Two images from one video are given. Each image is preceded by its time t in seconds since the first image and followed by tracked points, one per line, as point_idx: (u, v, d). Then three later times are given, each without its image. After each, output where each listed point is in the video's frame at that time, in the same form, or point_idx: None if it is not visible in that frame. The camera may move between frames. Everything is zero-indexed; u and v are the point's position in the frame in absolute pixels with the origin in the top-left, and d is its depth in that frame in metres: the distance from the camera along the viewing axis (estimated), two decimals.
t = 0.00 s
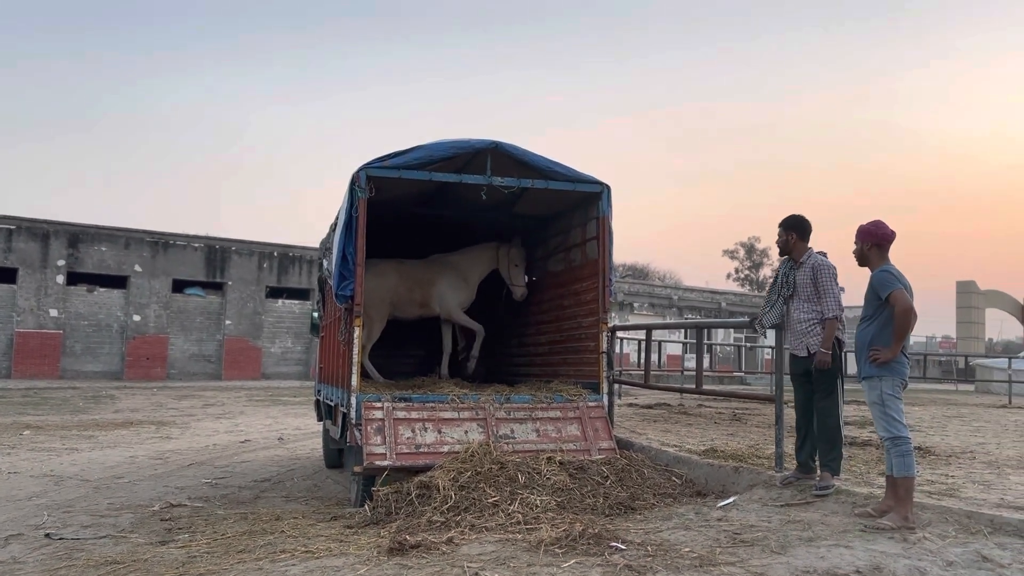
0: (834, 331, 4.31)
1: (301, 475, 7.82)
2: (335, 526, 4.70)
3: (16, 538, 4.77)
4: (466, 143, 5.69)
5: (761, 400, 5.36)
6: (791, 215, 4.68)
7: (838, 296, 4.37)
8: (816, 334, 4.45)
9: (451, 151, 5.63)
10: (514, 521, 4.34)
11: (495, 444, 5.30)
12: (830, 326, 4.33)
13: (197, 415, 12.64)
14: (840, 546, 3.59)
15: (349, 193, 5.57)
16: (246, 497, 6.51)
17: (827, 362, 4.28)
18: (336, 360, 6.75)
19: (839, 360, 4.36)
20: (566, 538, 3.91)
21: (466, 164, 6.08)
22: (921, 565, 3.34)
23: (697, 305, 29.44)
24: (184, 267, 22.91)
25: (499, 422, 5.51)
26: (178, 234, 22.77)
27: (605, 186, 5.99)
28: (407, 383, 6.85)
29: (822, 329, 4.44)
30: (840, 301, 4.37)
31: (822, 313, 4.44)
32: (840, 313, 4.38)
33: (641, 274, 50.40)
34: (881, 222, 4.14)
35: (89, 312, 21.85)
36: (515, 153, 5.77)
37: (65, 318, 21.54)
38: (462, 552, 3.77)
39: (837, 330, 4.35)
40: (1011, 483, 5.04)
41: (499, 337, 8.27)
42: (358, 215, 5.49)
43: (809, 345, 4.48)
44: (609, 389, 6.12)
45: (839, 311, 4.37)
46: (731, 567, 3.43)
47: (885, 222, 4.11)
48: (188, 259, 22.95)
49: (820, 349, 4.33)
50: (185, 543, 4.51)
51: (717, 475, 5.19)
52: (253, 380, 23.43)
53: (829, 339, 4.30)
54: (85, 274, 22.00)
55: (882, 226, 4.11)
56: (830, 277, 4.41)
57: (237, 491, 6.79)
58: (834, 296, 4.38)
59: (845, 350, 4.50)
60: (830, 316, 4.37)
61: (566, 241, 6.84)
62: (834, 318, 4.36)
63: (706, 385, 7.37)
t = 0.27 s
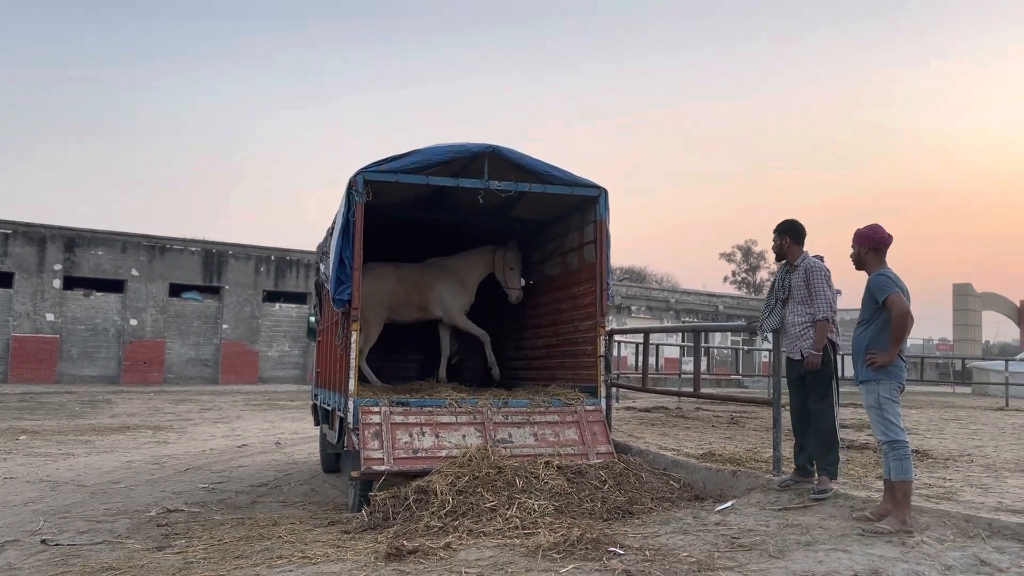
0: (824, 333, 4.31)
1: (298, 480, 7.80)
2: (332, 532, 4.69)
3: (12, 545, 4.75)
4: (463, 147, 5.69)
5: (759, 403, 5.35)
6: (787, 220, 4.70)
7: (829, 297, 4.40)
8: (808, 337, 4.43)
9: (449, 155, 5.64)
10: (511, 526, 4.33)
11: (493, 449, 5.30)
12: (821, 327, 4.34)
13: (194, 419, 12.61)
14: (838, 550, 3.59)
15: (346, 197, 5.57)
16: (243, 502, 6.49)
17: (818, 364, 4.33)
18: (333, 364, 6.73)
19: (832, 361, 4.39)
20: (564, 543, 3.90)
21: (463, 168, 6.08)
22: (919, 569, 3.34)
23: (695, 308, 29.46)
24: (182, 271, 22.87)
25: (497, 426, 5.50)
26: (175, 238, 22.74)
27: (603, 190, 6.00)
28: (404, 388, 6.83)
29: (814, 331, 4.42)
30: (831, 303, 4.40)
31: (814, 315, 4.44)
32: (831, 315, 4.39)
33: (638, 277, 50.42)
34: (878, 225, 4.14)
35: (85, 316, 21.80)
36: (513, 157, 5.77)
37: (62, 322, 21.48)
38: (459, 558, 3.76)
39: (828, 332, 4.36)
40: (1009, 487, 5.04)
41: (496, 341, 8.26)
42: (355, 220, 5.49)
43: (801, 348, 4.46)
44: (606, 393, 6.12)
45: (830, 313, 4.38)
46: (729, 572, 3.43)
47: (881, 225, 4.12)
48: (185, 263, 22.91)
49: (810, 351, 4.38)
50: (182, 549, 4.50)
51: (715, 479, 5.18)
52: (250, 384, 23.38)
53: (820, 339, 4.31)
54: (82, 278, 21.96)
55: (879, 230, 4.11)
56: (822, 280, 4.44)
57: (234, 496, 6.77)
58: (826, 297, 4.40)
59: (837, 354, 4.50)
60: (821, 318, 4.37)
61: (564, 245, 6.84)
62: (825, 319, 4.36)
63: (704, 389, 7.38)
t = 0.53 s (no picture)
0: (816, 338, 4.32)
1: (297, 484, 7.78)
2: (331, 536, 4.68)
3: (9, 550, 4.73)
4: (462, 150, 5.69)
5: (759, 407, 5.34)
6: (789, 223, 4.69)
7: (824, 302, 4.39)
8: (801, 341, 4.44)
9: (448, 158, 5.64)
10: (511, 530, 4.31)
11: (492, 452, 5.28)
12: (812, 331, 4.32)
13: (192, 423, 12.57)
14: (839, 554, 3.58)
15: (345, 200, 5.56)
16: (241, 506, 6.47)
17: (806, 368, 4.36)
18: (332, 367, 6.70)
19: (822, 364, 4.39)
20: (564, 548, 3.88)
21: (462, 171, 6.08)
22: (920, 573, 3.33)
23: (693, 311, 29.45)
24: (180, 275, 22.84)
25: (497, 429, 5.49)
26: (173, 241, 22.71)
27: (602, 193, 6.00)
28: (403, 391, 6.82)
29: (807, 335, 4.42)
30: (825, 308, 4.39)
31: (808, 320, 4.43)
32: (824, 320, 4.38)
33: (636, 280, 50.41)
34: (878, 228, 4.14)
35: (83, 320, 21.76)
36: (512, 160, 5.77)
37: (60, 326, 21.44)
38: (459, 562, 3.75)
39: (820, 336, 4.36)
40: (1009, 490, 5.03)
41: (495, 344, 8.25)
42: (354, 223, 5.48)
43: (793, 352, 4.47)
44: (606, 396, 6.10)
45: (823, 318, 4.37)
46: None
47: (881, 228, 4.11)
48: (183, 267, 22.88)
49: (800, 355, 4.40)
50: (180, 553, 4.48)
51: (715, 482, 5.17)
52: (249, 387, 23.34)
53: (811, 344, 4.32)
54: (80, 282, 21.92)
55: (879, 233, 4.10)
56: (818, 284, 4.42)
57: (232, 501, 6.75)
58: (820, 302, 4.39)
59: (831, 358, 4.49)
60: (813, 322, 4.37)
61: (562, 248, 6.84)
62: (817, 324, 4.35)
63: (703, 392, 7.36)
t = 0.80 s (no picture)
0: (817, 342, 4.32)
1: (297, 487, 7.77)
2: (331, 539, 4.66)
3: (9, 554, 4.71)
4: (462, 152, 5.68)
5: (760, 409, 5.33)
6: (793, 226, 4.68)
7: (827, 307, 4.38)
8: (801, 345, 4.44)
9: (448, 161, 5.63)
10: (512, 534, 4.30)
11: (493, 455, 5.27)
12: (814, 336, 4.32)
13: (192, 426, 12.55)
14: (841, 557, 3.57)
15: (345, 203, 5.55)
16: (241, 510, 6.46)
17: (804, 371, 4.34)
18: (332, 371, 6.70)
19: (820, 369, 4.38)
20: (565, 551, 3.87)
21: (462, 174, 6.07)
22: None
23: (693, 313, 29.46)
24: (179, 278, 22.83)
25: (497, 432, 5.48)
26: (172, 244, 22.70)
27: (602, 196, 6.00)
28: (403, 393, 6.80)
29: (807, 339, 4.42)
30: (827, 313, 4.38)
31: (809, 324, 4.43)
32: (826, 325, 4.38)
33: (636, 282, 50.42)
34: (879, 231, 4.13)
35: (83, 322, 21.75)
36: (512, 163, 5.77)
37: (59, 329, 21.42)
38: (460, 566, 3.73)
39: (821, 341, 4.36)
40: (1011, 492, 5.02)
41: (495, 347, 8.25)
42: (354, 226, 5.47)
43: (792, 355, 4.48)
44: (606, 399, 6.09)
45: (825, 323, 4.37)
46: None
47: (883, 231, 4.11)
48: (182, 269, 22.87)
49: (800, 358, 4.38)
50: (180, 557, 4.46)
51: (716, 485, 5.16)
52: (248, 390, 23.32)
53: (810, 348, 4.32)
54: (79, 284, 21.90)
55: (880, 235, 4.10)
56: (822, 289, 4.41)
57: (233, 504, 6.73)
58: (823, 307, 4.38)
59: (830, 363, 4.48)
60: (815, 327, 4.36)
61: (563, 250, 6.83)
62: (819, 329, 4.35)
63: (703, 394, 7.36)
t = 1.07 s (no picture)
0: (823, 344, 4.30)
1: (298, 489, 7.76)
2: (333, 542, 4.66)
3: (10, 556, 4.71)
4: (463, 154, 5.68)
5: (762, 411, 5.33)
6: (797, 227, 4.67)
7: (833, 310, 4.37)
8: (806, 346, 4.42)
9: (449, 163, 5.63)
10: (513, 536, 4.29)
11: (494, 457, 5.27)
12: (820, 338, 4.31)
13: (193, 429, 12.55)
14: (844, 559, 3.57)
15: (346, 205, 5.55)
16: (242, 512, 6.45)
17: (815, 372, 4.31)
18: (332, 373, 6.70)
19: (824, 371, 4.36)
20: (567, 553, 3.86)
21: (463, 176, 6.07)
22: None
23: (694, 314, 29.45)
24: (180, 280, 22.83)
25: (498, 434, 5.48)
26: (173, 246, 22.71)
27: (603, 197, 5.99)
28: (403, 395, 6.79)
29: (813, 341, 4.41)
30: (834, 315, 4.37)
31: (814, 325, 4.42)
32: (832, 327, 4.37)
33: (636, 284, 50.42)
34: (882, 232, 4.13)
35: (84, 325, 21.75)
36: (513, 164, 5.77)
37: (60, 331, 21.43)
38: (462, 568, 3.73)
39: (826, 343, 4.36)
40: (1013, 494, 5.01)
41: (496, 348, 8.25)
42: (355, 227, 5.47)
43: (796, 357, 4.46)
44: (607, 401, 6.09)
45: (831, 325, 4.36)
46: None
47: (886, 232, 4.11)
48: (183, 272, 22.87)
49: (808, 360, 4.36)
50: (181, 559, 4.46)
51: (718, 486, 5.15)
52: (249, 393, 23.31)
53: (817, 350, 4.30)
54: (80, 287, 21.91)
55: (883, 236, 4.10)
56: (828, 291, 4.40)
57: (234, 506, 6.73)
58: (829, 309, 4.37)
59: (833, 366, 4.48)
60: (822, 329, 4.35)
61: (563, 252, 6.83)
62: (826, 331, 4.34)
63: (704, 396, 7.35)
